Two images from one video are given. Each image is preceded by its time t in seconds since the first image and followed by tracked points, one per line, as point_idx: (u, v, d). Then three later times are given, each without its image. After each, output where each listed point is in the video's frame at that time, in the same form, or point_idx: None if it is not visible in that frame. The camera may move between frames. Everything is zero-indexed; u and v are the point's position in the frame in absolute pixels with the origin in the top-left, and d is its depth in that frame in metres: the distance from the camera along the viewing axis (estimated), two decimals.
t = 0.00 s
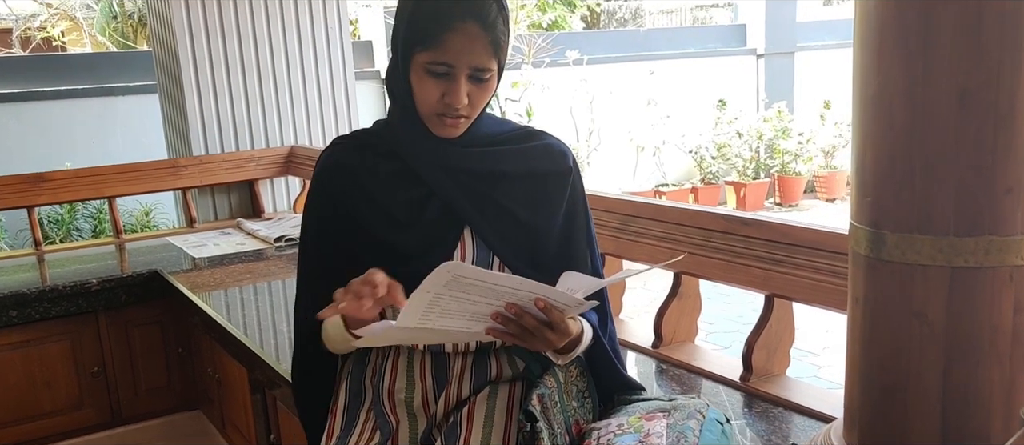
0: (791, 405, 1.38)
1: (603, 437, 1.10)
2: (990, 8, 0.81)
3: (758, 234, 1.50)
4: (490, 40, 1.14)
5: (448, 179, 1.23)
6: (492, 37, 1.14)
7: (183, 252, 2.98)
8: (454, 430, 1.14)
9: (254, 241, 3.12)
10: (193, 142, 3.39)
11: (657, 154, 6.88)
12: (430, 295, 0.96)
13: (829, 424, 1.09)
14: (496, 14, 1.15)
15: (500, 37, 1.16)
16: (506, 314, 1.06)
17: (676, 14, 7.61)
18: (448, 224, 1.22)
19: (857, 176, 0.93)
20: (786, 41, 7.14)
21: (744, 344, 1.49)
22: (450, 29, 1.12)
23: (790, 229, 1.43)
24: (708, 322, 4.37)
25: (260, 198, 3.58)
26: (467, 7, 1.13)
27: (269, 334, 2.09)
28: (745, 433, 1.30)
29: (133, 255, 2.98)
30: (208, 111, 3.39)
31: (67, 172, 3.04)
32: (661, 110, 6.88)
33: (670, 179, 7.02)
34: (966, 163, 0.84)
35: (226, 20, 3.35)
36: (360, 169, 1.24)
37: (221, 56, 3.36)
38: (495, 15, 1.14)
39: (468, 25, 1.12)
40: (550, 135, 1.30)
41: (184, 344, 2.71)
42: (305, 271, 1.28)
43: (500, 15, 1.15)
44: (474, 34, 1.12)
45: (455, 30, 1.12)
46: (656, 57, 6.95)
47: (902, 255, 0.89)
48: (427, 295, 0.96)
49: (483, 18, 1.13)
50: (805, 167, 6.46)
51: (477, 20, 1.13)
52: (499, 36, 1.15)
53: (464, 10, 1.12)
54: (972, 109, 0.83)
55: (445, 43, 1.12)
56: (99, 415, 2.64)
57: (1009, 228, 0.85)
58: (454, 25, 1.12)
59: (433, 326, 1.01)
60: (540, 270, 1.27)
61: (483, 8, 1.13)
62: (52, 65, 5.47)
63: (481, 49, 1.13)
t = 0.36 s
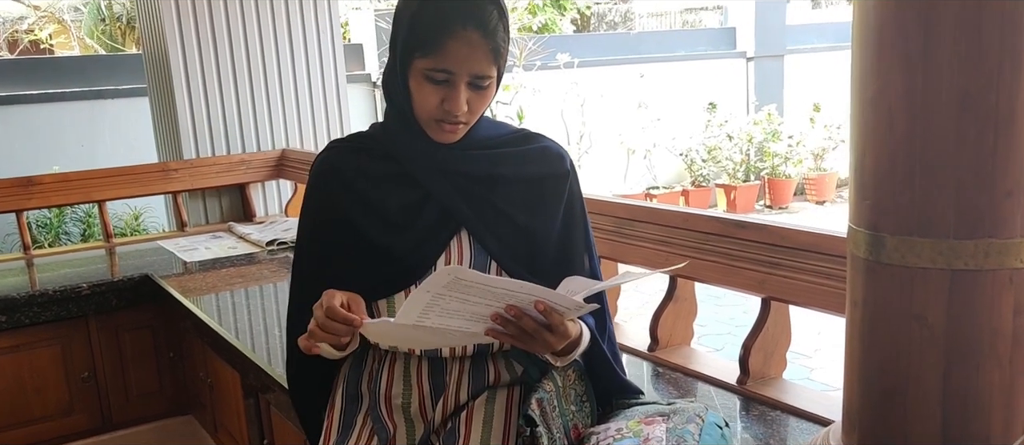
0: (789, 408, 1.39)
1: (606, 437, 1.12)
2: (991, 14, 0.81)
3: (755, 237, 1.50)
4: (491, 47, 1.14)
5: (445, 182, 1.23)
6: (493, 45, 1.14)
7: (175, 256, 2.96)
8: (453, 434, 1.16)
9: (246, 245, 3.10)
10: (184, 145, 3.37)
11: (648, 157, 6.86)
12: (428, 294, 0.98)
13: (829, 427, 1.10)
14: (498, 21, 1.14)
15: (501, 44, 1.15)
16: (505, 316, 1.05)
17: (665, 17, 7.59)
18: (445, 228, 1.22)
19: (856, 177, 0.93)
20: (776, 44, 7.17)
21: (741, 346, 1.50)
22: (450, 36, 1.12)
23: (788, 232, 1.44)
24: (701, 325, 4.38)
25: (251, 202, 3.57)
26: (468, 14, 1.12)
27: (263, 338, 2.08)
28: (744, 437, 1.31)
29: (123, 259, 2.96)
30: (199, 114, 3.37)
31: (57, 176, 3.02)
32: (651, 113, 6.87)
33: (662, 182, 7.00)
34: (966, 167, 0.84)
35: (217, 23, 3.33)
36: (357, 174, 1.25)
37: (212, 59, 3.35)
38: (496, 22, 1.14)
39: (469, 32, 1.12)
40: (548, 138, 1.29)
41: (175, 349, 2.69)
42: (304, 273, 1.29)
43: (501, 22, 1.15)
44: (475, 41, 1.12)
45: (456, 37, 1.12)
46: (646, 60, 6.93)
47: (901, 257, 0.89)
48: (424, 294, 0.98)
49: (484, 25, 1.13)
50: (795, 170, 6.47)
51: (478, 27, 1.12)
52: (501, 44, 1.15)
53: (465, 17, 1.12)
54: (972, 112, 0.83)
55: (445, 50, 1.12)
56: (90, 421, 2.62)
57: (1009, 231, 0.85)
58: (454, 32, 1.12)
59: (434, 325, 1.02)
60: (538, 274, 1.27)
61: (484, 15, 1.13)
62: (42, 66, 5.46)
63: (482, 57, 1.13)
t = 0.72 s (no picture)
0: (790, 409, 1.39)
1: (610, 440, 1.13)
2: (995, 17, 0.81)
3: (755, 239, 1.51)
4: (494, 52, 1.14)
5: (447, 184, 1.23)
6: (496, 50, 1.14)
7: (171, 258, 2.95)
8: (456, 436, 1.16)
9: (243, 246, 3.09)
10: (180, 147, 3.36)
11: (644, 158, 6.86)
12: (434, 294, 0.98)
13: (832, 429, 1.10)
14: (501, 26, 1.14)
15: (504, 49, 1.15)
16: (510, 317, 1.05)
17: (659, 18, 7.59)
18: (447, 229, 1.22)
19: (859, 179, 0.93)
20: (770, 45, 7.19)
21: (742, 348, 1.50)
22: (454, 41, 1.12)
23: (788, 233, 1.44)
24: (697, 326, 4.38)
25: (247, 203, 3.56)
26: (471, 19, 1.12)
27: (262, 339, 2.07)
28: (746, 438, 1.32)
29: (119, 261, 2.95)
30: (195, 116, 3.37)
31: (53, 178, 3.01)
32: (647, 114, 6.89)
33: (657, 182, 7.00)
34: (970, 168, 0.84)
35: (213, 24, 3.33)
36: (359, 176, 1.25)
37: (208, 60, 3.34)
38: (499, 27, 1.14)
39: (472, 37, 1.12)
40: (550, 139, 1.30)
41: (172, 351, 2.68)
42: (305, 276, 1.29)
43: (505, 27, 1.15)
44: (479, 46, 1.12)
45: (459, 43, 1.12)
46: (640, 61, 6.95)
47: (905, 258, 0.88)
48: (429, 295, 0.98)
49: (487, 30, 1.13)
50: (790, 170, 6.57)
51: (481, 32, 1.12)
52: (504, 48, 1.15)
53: (468, 22, 1.12)
54: (976, 113, 0.82)
55: (448, 55, 1.12)
56: (86, 423, 2.61)
57: (1013, 232, 0.85)
58: (458, 38, 1.12)
59: (439, 324, 1.02)
60: (540, 275, 1.27)
61: (487, 20, 1.12)
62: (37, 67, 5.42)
63: (486, 62, 1.13)
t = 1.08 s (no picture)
0: (790, 409, 1.39)
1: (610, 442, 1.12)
2: (997, 17, 0.80)
3: (755, 238, 1.51)
4: (494, 54, 1.13)
5: (447, 185, 1.23)
6: (496, 52, 1.13)
7: (167, 258, 2.94)
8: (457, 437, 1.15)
9: (239, 246, 3.08)
10: (175, 146, 3.35)
11: (639, 157, 6.87)
12: (434, 294, 0.96)
13: (832, 428, 1.09)
14: (501, 27, 1.14)
15: (504, 50, 1.15)
16: (511, 317, 1.06)
17: (654, 17, 7.58)
18: (446, 230, 1.22)
19: (860, 179, 0.92)
20: (765, 45, 7.19)
21: (742, 348, 1.50)
22: (453, 42, 1.11)
23: (788, 232, 1.45)
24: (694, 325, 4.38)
25: (243, 203, 3.55)
26: (470, 19, 1.11)
27: (259, 339, 2.07)
28: (746, 438, 1.31)
29: (115, 261, 2.94)
30: (191, 116, 3.35)
31: (48, 178, 3.00)
32: (642, 113, 6.83)
33: (652, 182, 7.01)
34: (971, 167, 0.84)
35: (208, 23, 3.32)
36: (358, 177, 1.25)
37: (204, 60, 3.32)
38: (499, 28, 1.13)
39: (471, 39, 1.11)
40: (549, 138, 1.29)
41: (168, 352, 2.67)
42: (304, 276, 1.29)
43: (504, 28, 1.14)
44: (478, 48, 1.12)
45: (459, 45, 1.11)
46: (636, 60, 6.95)
47: (907, 258, 0.88)
48: (430, 296, 0.96)
49: (487, 32, 1.12)
50: (784, 170, 6.51)
51: (481, 33, 1.12)
52: (503, 50, 1.14)
53: (468, 24, 1.11)
54: (978, 112, 0.82)
55: (448, 57, 1.11)
56: (82, 424, 2.60)
57: (1015, 230, 0.85)
58: (457, 40, 1.11)
59: (439, 322, 1.01)
60: (538, 275, 1.26)
61: (487, 21, 1.12)
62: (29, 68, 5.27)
63: (485, 64, 1.12)
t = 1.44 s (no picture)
0: (790, 409, 1.39)
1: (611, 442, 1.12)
2: (1000, 13, 0.80)
3: (755, 237, 1.50)
4: (487, 43, 1.12)
5: (446, 185, 1.22)
6: (490, 41, 1.12)
7: (161, 257, 2.92)
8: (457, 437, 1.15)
9: (234, 245, 3.06)
10: (169, 145, 3.33)
11: (634, 157, 6.84)
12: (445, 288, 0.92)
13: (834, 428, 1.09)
14: (495, 17, 1.13)
15: (498, 41, 1.14)
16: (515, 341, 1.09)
17: (648, 16, 7.69)
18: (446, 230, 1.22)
19: (861, 179, 0.91)
20: (760, 44, 7.18)
21: (741, 347, 1.50)
22: (447, 31, 1.10)
23: (788, 231, 1.44)
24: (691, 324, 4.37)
25: (238, 201, 3.54)
26: (465, 10, 1.11)
27: (255, 338, 2.06)
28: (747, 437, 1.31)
29: (108, 260, 2.92)
30: (185, 114, 3.34)
31: (41, 176, 2.98)
32: (637, 112, 6.88)
33: (647, 180, 6.98)
34: (975, 165, 0.83)
35: (202, 21, 3.30)
36: (355, 177, 1.24)
37: (197, 58, 3.31)
38: (493, 19, 1.13)
39: (465, 28, 1.11)
40: (546, 136, 1.29)
41: (162, 352, 2.66)
42: (300, 278, 1.27)
43: (498, 18, 1.13)
44: (472, 37, 1.11)
45: (452, 33, 1.10)
46: (632, 58, 6.92)
47: (910, 256, 0.87)
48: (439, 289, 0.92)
49: (481, 22, 1.11)
50: (779, 168, 6.57)
51: (475, 23, 1.11)
52: (498, 40, 1.13)
53: (462, 13, 1.11)
54: (982, 110, 0.81)
55: (440, 45, 1.10)
56: (76, 425, 2.58)
57: (1018, 227, 0.84)
58: (450, 28, 1.11)
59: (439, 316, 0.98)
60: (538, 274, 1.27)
61: (482, 12, 1.11)
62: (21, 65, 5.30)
63: (478, 53, 1.11)
